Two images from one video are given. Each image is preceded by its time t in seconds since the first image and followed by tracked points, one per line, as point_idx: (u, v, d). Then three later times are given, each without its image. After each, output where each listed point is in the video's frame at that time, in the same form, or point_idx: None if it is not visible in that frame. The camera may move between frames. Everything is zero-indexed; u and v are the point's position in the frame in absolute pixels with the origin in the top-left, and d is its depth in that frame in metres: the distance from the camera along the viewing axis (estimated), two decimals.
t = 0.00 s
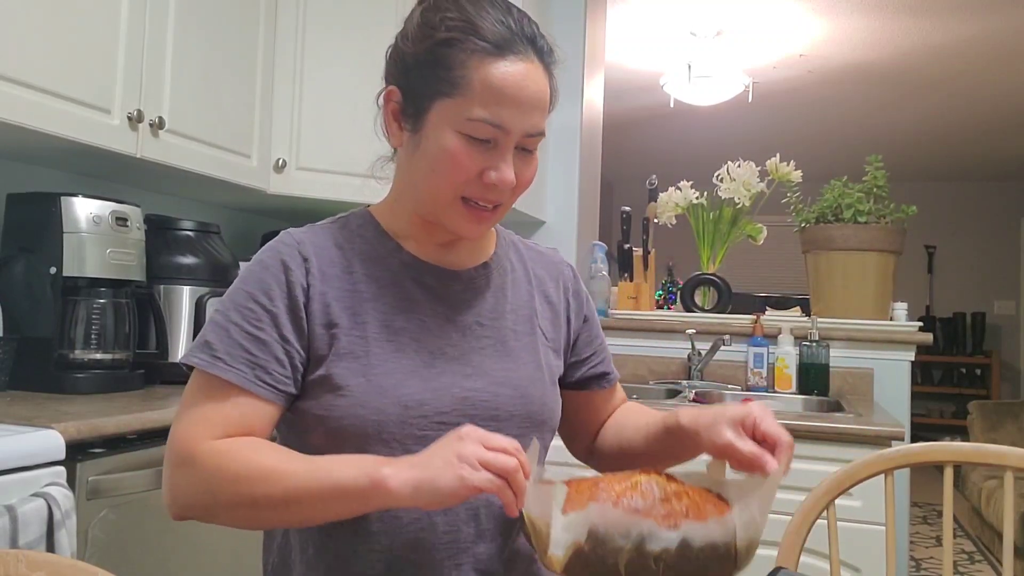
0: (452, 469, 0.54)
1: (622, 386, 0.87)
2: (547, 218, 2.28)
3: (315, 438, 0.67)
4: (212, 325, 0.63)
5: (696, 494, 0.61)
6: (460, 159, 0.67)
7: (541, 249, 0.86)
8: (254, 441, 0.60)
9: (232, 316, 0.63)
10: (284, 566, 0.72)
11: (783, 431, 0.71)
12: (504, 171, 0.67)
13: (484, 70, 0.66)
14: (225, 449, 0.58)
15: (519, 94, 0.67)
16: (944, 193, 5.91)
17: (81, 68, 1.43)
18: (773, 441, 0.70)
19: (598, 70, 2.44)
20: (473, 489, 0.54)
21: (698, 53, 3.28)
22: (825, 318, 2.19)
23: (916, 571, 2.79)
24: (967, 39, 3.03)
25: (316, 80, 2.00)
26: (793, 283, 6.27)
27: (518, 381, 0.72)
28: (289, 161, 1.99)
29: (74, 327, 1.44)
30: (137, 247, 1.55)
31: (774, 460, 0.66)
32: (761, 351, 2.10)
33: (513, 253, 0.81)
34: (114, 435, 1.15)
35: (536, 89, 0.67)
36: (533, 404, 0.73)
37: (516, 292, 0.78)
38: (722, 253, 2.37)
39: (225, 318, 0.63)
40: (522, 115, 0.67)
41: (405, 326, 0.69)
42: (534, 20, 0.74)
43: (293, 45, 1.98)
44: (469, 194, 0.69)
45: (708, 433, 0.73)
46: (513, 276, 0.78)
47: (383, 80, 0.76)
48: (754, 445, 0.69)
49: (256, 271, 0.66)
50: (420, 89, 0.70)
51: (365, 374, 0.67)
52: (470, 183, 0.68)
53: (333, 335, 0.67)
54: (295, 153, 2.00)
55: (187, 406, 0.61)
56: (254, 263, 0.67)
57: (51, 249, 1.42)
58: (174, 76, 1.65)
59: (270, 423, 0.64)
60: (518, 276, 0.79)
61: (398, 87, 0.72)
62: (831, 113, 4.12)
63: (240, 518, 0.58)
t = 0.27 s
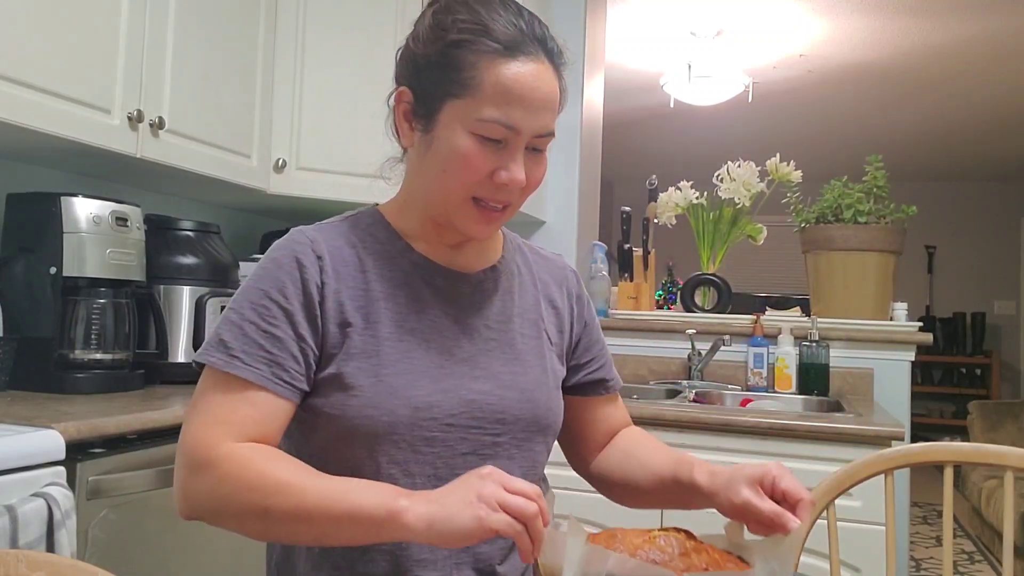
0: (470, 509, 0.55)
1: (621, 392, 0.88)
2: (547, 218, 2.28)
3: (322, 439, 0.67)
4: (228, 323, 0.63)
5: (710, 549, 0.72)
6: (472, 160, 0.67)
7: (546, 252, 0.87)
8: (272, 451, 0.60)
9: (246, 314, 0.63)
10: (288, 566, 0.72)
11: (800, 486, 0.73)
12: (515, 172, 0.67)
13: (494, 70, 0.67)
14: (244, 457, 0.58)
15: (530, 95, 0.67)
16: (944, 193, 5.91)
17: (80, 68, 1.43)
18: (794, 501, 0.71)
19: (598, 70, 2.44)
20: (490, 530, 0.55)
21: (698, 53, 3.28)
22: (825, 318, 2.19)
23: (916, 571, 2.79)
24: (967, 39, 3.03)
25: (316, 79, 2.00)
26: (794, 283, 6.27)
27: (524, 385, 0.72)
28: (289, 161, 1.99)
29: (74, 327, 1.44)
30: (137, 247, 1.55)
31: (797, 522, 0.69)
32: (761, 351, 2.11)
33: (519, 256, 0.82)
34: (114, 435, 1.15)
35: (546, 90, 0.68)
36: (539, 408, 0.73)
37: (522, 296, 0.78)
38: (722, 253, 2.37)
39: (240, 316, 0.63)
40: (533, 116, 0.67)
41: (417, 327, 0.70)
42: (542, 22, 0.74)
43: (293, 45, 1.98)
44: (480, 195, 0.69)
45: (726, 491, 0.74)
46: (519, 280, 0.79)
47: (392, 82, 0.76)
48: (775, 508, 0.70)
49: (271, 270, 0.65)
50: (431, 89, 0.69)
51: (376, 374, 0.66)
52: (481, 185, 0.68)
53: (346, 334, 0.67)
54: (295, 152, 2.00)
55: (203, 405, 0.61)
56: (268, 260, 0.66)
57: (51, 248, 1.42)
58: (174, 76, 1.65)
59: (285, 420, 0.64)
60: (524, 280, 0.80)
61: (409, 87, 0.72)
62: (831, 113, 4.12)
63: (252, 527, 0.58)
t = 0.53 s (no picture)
0: (471, 529, 0.54)
1: (624, 391, 0.87)
2: (547, 218, 2.28)
3: (328, 438, 0.67)
4: (237, 323, 0.63)
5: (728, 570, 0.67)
6: (481, 160, 0.67)
7: (552, 254, 0.87)
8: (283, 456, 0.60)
9: (255, 314, 0.63)
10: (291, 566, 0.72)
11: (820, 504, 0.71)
12: (523, 173, 0.67)
13: (505, 72, 0.66)
14: (254, 460, 0.58)
15: (540, 96, 0.67)
16: (944, 193, 5.91)
17: (80, 68, 1.42)
18: (814, 518, 0.69)
19: (598, 70, 2.44)
20: (492, 552, 0.54)
21: (698, 53, 3.28)
22: (825, 318, 2.19)
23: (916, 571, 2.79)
24: (967, 39, 3.03)
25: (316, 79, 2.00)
26: (794, 282, 6.27)
27: (529, 385, 0.72)
28: (289, 161, 1.99)
29: (74, 327, 1.44)
30: (137, 247, 1.55)
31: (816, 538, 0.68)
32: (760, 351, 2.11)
33: (525, 257, 0.82)
34: (114, 434, 1.15)
35: (556, 91, 0.68)
36: (545, 409, 0.73)
37: (529, 297, 0.78)
38: (722, 253, 2.37)
39: (249, 316, 0.63)
40: (542, 117, 0.67)
41: (424, 327, 0.70)
42: (552, 23, 0.74)
43: (293, 45, 1.98)
44: (488, 195, 0.69)
45: (742, 510, 0.73)
46: (525, 281, 0.79)
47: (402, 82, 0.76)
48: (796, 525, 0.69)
49: (280, 270, 0.65)
50: (441, 90, 0.69)
51: (383, 373, 0.66)
52: (490, 185, 0.68)
53: (355, 334, 0.67)
54: (295, 153, 2.00)
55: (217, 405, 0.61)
56: (277, 260, 0.66)
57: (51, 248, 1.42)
58: (174, 76, 1.65)
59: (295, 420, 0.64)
60: (530, 281, 0.80)
61: (419, 87, 0.72)
62: (831, 113, 4.12)
63: (257, 532, 0.58)
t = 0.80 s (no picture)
0: (449, 562, 0.53)
1: (624, 392, 0.87)
2: (547, 218, 2.28)
3: (330, 438, 0.67)
4: (238, 325, 0.63)
5: None
6: (487, 161, 0.67)
7: (557, 255, 0.87)
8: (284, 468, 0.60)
9: (257, 317, 0.63)
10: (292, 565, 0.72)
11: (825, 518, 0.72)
12: (529, 174, 0.67)
13: (512, 73, 0.66)
14: (254, 471, 0.59)
15: (546, 96, 0.67)
16: (944, 193, 5.91)
17: (80, 68, 1.42)
18: (818, 532, 0.70)
19: (598, 70, 2.43)
20: None
21: (697, 53, 3.28)
22: (826, 318, 2.19)
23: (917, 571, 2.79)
24: (967, 39, 3.03)
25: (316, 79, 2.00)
26: (794, 282, 6.27)
27: (532, 385, 0.73)
28: (289, 161, 1.99)
29: (74, 327, 1.44)
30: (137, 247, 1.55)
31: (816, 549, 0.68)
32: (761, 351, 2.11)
33: (529, 258, 0.82)
34: (114, 434, 1.15)
35: (562, 92, 0.68)
36: (548, 409, 0.73)
37: (532, 297, 0.79)
38: (722, 253, 2.37)
39: (251, 318, 0.63)
40: (548, 117, 0.67)
41: (426, 327, 0.70)
42: (558, 23, 0.74)
43: (293, 45, 1.98)
44: (493, 196, 0.69)
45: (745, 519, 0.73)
46: (529, 282, 0.79)
47: (407, 81, 0.75)
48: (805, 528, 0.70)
49: (281, 272, 0.65)
50: (446, 90, 0.69)
51: (386, 374, 0.66)
52: (495, 186, 0.68)
53: (357, 335, 0.67)
54: (295, 153, 2.00)
55: (222, 411, 0.62)
56: (278, 262, 0.66)
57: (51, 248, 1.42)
58: (174, 76, 1.65)
59: (297, 423, 0.64)
60: (533, 281, 0.80)
61: (425, 87, 0.71)
62: (831, 113, 4.12)
63: (255, 542, 0.58)
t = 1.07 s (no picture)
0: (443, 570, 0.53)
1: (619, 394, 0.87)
2: (547, 218, 2.28)
3: (328, 438, 0.67)
4: (237, 327, 0.63)
5: None
6: (487, 160, 0.67)
7: (558, 254, 0.87)
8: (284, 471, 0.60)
9: (254, 318, 0.63)
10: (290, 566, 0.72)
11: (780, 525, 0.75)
12: (529, 172, 0.67)
13: (511, 71, 0.66)
14: (254, 473, 0.59)
15: (546, 95, 0.67)
16: (944, 193, 5.91)
17: (81, 68, 1.42)
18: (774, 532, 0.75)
19: (598, 70, 2.43)
20: None
21: (698, 53, 3.28)
22: (826, 318, 2.19)
23: (916, 571, 2.79)
24: (966, 40, 3.04)
25: (316, 79, 2.00)
26: (794, 282, 6.27)
27: (530, 385, 0.73)
28: (289, 161, 1.99)
29: (74, 327, 1.44)
30: (137, 247, 1.55)
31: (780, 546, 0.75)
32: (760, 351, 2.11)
33: (530, 258, 0.82)
34: (114, 434, 1.15)
35: (561, 91, 0.68)
36: (546, 409, 0.73)
37: (532, 296, 0.79)
38: (722, 253, 2.37)
39: (249, 320, 0.63)
40: (548, 116, 0.67)
41: (423, 327, 0.70)
42: (556, 22, 0.74)
43: (293, 45, 1.98)
44: (494, 195, 0.69)
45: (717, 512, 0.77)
46: (529, 281, 0.79)
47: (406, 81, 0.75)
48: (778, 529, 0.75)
49: (279, 273, 0.65)
50: (446, 89, 0.69)
51: (384, 374, 0.66)
52: (496, 185, 0.68)
53: (355, 336, 0.67)
54: (295, 153, 2.00)
55: (222, 413, 0.62)
56: (276, 263, 0.66)
57: (51, 248, 1.42)
58: (174, 76, 1.65)
59: (296, 424, 0.64)
60: (534, 280, 0.80)
61: (424, 87, 0.71)
62: (831, 113, 4.12)
63: (254, 544, 0.58)
